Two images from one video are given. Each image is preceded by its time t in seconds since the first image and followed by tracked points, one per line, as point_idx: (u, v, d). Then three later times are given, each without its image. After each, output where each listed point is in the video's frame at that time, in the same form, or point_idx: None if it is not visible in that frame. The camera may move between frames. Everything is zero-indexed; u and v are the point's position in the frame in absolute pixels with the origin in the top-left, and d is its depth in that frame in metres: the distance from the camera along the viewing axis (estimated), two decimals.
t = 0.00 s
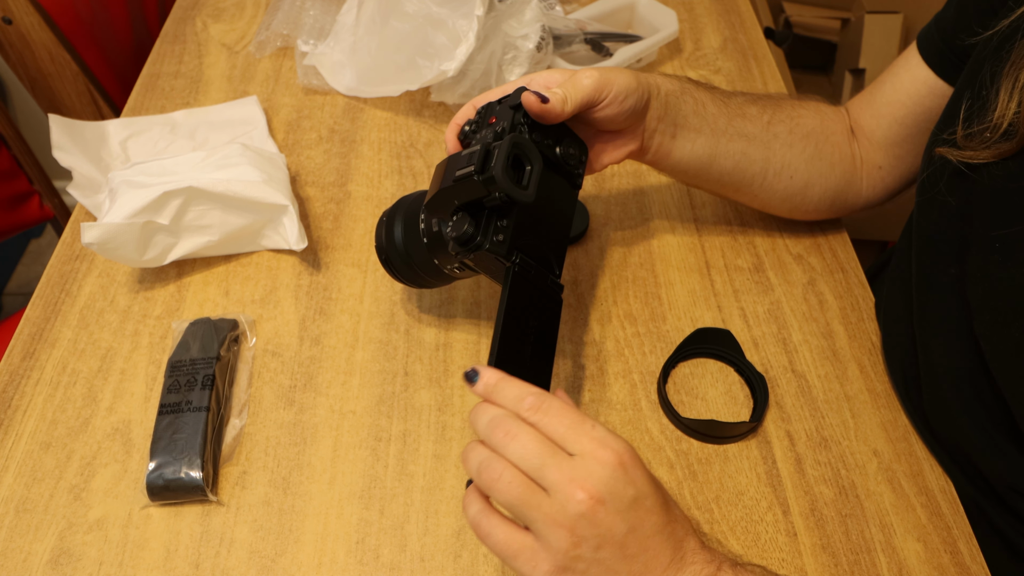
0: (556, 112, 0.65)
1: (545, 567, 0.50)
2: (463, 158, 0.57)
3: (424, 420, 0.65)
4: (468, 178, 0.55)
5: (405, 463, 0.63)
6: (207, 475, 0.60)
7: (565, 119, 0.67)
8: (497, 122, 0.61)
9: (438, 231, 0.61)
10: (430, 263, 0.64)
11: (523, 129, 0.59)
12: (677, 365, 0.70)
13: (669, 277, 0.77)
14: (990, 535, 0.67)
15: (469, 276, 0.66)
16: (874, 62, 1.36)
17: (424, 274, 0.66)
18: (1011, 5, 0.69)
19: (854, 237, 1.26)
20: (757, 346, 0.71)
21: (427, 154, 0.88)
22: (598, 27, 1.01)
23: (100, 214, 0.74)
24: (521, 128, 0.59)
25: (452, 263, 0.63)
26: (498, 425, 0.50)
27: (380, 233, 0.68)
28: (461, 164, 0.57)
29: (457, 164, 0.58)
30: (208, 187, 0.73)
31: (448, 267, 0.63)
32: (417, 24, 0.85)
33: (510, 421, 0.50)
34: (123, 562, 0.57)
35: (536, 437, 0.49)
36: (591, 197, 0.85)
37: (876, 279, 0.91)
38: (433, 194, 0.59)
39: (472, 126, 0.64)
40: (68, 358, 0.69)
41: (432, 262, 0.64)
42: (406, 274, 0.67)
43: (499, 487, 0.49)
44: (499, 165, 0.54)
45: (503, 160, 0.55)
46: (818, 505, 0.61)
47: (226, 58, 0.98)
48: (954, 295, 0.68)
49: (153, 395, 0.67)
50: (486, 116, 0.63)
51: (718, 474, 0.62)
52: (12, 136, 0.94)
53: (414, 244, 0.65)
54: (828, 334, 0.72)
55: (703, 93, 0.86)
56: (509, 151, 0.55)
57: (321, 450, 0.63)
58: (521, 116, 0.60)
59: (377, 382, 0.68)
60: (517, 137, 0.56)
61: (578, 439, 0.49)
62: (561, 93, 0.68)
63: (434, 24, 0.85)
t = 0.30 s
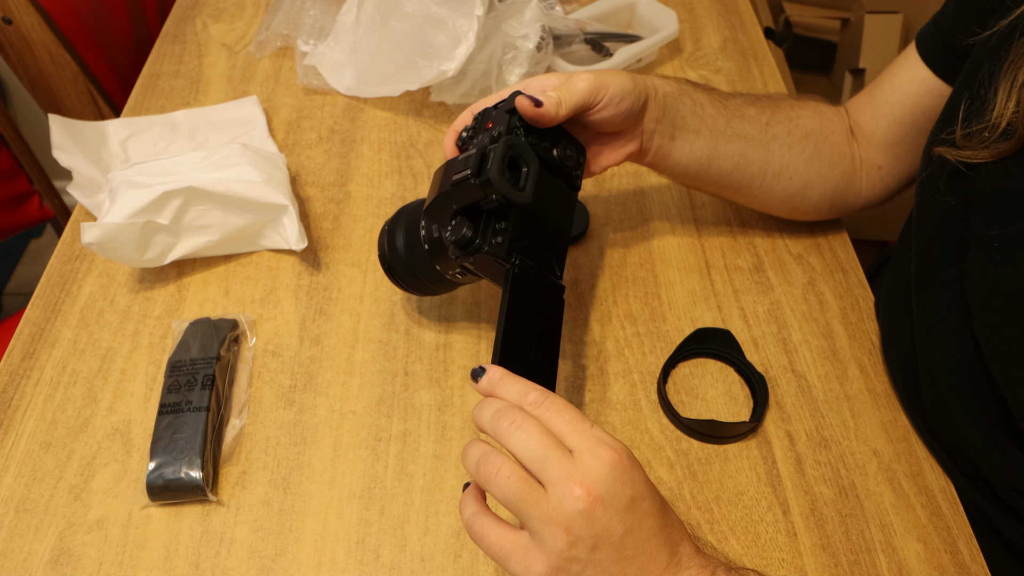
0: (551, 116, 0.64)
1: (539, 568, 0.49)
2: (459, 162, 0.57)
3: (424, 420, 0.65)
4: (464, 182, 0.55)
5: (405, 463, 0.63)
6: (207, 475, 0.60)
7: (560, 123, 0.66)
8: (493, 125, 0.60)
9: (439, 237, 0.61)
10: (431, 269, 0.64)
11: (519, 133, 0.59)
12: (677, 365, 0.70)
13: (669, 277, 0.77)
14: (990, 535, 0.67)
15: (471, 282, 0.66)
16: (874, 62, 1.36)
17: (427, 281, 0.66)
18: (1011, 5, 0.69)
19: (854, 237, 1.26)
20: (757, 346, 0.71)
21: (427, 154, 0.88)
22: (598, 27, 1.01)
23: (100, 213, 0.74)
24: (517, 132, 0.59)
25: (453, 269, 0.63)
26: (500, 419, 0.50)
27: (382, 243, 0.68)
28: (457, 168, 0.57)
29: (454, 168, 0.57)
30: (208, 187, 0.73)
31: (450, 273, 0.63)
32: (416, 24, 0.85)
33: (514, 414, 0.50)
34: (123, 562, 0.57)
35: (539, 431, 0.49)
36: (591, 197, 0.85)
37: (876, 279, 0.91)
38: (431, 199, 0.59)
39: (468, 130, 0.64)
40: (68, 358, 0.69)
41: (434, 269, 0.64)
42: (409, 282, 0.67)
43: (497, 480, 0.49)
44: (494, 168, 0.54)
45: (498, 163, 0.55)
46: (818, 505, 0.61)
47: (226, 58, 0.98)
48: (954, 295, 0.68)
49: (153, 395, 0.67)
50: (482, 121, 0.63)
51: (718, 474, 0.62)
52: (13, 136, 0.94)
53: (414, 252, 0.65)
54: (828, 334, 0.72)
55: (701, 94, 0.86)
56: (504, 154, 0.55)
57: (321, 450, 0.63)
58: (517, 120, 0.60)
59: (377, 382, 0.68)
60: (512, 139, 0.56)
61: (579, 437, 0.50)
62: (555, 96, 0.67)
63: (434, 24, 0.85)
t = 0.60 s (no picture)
0: (547, 123, 0.65)
1: (558, 556, 0.48)
2: (456, 162, 0.58)
3: (424, 420, 0.65)
4: (461, 180, 0.56)
5: (405, 463, 0.63)
6: (207, 475, 0.60)
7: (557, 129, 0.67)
8: (491, 127, 0.61)
9: (438, 239, 0.61)
10: (431, 273, 0.64)
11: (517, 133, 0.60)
12: (677, 365, 0.70)
13: (669, 277, 0.77)
14: (990, 535, 0.67)
15: (471, 284, 0.66)
16: (874, 62, 1.36)
17: (428, 286, 0.66)
18: (1011, 6, 0.69)
19: (854, 238, 1.26)
20: (757, 346, 0.71)
21: (428, 154, 0.88)
22: (598, 27, 1.01)
23: (100, 213, 0.74)
24: (514, 132, 0.60)
25: (453, 271, 0.62)
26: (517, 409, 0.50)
27: (382, 249, 0.68)
28: (454, 168, 0.58)
29: (451, 169, 0.58)
30: (208, 187, 0.73)
31: (450, 275, 0.63)
32: (416, 24, 0.85)
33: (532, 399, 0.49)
34: (123, 562, 0.57)
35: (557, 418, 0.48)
36: (591, 197, 0.85)
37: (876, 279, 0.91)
38: (430, 200, 0.60)
39: (466, 134, 0.64)
40: (68, 358, 0.69)
41: (433, 272, 0.64)
42: (414, 288, 0.67)
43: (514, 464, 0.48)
44: (489, 165, 0.54)
45: (494, 159, 0.55)
46: (817, 505, 0.61)
47: (226, 58, 0.98)
48: (954, 294, 0.68)
49: (153, 395, 0.67)
50: (479, 124, 0.63)
51: (718, 474, 0.62)
52: (13, 136, 0.94)
53: (414, 256, 0.65)
54: (828, 334, 0.72)
55: (702, 95, 0.86)
56: (500, 151, 0.56)
57: (321, 450, 0.63)
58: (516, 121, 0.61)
59: (377, 382, 0.68)
60: (507, 137, 0.56)
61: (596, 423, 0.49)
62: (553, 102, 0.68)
63: (434, 24, 0.85)
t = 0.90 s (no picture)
0: (543, 128, 0.64)
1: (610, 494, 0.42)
2: (447, 164, 0.58)
3: (424, 420, 0.65)
4: (450, 184, 0.55)
5: (405, 463, 0.63)
6: (207, 475, 0.60)
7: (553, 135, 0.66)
8: (489, 129, 0.61)
9: (426, 238, 0.61)
10: (422, 271, 0.64)
11: (513, 138, 0.60)
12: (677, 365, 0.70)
13: (669, 277, 0.77)
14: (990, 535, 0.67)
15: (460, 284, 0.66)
16: (874, 62, 1.36)
17: (417, 279, 0.66)
18: (1011, 6, 0.69)
19: (854, 238, 1.26)
20: (757, 346, 0.71)
21: (427, 154, 0.88)
22: (598, 27, 1.01)
23: (101, 213, 0.74)
24: (510, 136, 0.60)
25: (442, 271, 0.62)
26: (580, 327, 0.44)
27: (376, 242, 0.69)
28: (444, 170, 0.57)
29: (441, 171, 0.57)
30: (208, 187, 0.73)
31: (439, 275, 0.63)
32: (416, 24, 0.85)
33: (595, 318, 0.44)
34: (123, 562, 0.57)
35: (623, 343, 0.43)
36: (591, 197, 0.85)
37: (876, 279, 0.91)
38: (419, 199, 0.59)
39: (465, 134, 0.64)
40: (69, 358, 0.69)
41: (424, 270, 0.64)
42: (403, 281, 0.67)
43: (571, 385, 0.43)
44: (477, 171, 0.54)
45: (482, 165, 0.55)
46: (817, 505, 0.61)
47: (226, 58, 0.98)
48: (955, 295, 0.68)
49: (153, 394, 0.67)
50: (477, 126, 0.64)
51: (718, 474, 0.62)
52: (12, 136, 0.94)
53: (409, 257, 0.65)
54: (828, 334, 0.72)
55: (704, 99, 0.86)
56: (490, 157, 0.55)
57: (321, 450, 0.63)
58: (512, 126, 0.61)
59: (377, 382, 0.68)
60: (498, 143, 0.56)
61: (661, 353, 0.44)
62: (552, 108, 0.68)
63: (434, 24, 0.85)
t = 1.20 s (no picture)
0: (548, 135, 0.63)
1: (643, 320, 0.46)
2: (447, 174, 0.58)
3: (423, 420, 0.65)
4: (447, 196, 0.56)
5: (405, 463, 0.63)
6: (207, 475, 0.60)
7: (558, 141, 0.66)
8: (491, 137, 0.60)
9: (423, 244, 0.61)
10: (421, 276, 0.65)
11: (514, 147, 0.59)
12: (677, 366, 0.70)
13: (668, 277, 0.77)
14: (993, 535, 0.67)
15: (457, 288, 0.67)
16: (874, 62, 1.36)
17: (416, 284, 0.67)
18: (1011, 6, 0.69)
19: (853, 238, 1.26)
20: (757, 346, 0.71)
21: (427, 154, 0.88)
22: (598, 27, 1.01)
23: (101, 213, 0.74)
24: (511, 146, 0.59)
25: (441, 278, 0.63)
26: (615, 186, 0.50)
27: (375, 241, 0.69)
28: (444, 181, 0.58)
29: (441, 180, 0.58)
30: (208, 187, 0.74)
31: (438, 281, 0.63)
32: (416, 24, 0.85)
33: (630, 180, 0.50)
34: (123, 562, 0.58)
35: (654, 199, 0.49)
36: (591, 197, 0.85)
37: (876, 279, 0.91)
38: (418, 207, 0.59)
39: (468, 139, 0.64)
40: (68, 358, 0.69)
41: (422, 275, 0.64)
42: (402, 283, 0.67)
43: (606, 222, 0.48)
44: (474, 185, 0.54)
45: (480, 179, 0.54)
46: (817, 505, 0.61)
47: (226, 57, 0.98)
48: (954, 296, 0.67)
49: (153, 394, 0.67)
50: (480, 131, 0.63)
51: (718, 474, 0.62)
52: (12, 136, 0.94)
53: (406, 263, 0.65)
54: (828, 334, 0.72)
55: (705, 104, 0.85)
56: (488, 170, 0.54)
57: (321, 450, 0.63)
58: (514, 134, 0.59)
59: (377, 382, 0.68)
60: (497, 156, 0.54)
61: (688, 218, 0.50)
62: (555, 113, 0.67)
63: (434, 24, 0.85)
